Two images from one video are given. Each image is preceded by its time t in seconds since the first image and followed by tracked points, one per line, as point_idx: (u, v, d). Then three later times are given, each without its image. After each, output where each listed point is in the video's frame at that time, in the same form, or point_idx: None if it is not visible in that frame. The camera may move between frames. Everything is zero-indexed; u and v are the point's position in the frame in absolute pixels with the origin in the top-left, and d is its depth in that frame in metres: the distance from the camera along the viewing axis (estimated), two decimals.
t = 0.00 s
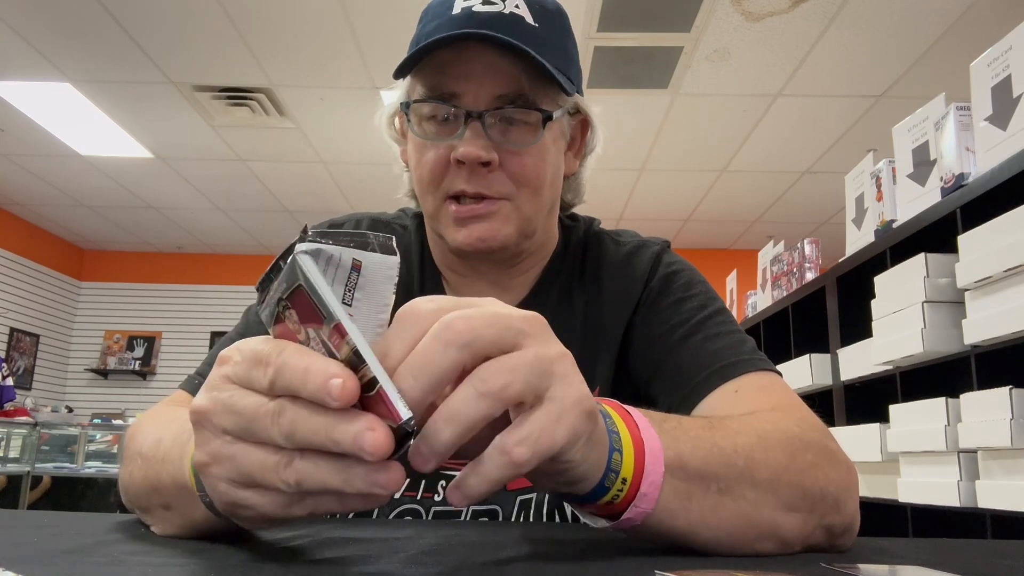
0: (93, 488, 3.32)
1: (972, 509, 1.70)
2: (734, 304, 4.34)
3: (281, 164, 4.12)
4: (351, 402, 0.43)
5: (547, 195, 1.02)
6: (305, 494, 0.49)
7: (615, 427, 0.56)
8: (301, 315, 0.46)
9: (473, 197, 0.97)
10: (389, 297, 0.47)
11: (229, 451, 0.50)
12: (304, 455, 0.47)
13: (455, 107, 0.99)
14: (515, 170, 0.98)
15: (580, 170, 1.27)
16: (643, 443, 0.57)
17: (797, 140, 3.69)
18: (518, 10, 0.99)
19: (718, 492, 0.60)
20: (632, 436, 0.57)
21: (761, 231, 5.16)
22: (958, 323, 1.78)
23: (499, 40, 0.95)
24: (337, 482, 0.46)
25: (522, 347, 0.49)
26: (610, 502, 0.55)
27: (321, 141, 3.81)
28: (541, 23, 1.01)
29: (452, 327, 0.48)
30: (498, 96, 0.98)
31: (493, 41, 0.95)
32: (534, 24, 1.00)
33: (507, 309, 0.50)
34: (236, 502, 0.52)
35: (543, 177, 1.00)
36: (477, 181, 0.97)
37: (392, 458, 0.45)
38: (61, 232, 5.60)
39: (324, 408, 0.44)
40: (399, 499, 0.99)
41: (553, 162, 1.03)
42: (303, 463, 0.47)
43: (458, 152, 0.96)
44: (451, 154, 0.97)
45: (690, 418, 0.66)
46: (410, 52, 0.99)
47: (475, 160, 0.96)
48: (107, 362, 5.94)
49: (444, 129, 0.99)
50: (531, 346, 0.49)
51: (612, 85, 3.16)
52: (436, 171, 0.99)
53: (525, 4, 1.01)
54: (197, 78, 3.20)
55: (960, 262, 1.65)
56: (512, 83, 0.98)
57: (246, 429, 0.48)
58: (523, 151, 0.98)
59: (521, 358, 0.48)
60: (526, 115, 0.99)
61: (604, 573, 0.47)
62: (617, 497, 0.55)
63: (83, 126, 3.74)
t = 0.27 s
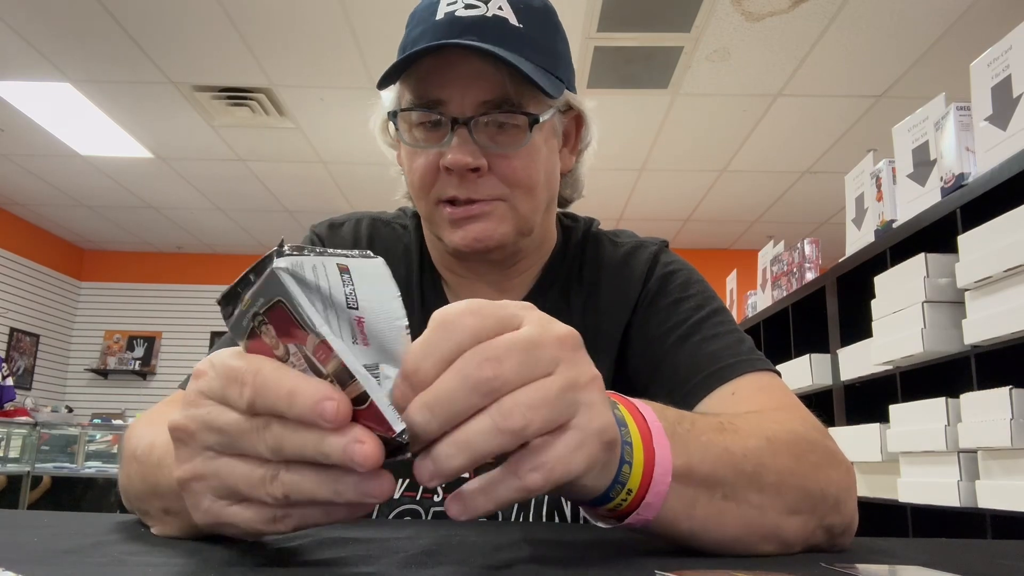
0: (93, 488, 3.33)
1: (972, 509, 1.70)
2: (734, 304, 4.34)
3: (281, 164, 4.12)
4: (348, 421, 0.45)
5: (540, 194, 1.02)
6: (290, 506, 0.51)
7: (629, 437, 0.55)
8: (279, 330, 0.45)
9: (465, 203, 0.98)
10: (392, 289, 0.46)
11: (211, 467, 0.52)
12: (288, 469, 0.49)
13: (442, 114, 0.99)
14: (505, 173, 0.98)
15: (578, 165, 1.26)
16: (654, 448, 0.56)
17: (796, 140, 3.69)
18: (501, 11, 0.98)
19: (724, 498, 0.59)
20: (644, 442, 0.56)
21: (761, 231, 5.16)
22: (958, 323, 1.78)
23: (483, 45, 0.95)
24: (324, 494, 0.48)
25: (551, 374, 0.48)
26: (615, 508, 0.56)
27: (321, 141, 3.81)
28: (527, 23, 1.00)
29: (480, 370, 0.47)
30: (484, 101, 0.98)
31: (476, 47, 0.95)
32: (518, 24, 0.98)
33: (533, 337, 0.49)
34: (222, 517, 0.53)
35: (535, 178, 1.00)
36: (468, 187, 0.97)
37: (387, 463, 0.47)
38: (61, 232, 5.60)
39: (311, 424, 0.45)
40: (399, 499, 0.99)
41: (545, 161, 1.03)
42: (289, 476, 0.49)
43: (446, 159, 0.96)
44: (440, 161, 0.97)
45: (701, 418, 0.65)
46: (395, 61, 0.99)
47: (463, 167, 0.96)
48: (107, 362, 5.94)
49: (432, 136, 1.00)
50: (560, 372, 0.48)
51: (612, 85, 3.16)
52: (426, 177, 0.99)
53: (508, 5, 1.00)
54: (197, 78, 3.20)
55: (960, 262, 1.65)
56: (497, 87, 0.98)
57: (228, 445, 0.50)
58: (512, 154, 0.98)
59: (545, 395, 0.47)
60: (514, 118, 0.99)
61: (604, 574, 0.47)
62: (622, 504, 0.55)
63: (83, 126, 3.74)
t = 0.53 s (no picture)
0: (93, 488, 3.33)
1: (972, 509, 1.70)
2: (734, 304, 4.34)
3: (281, 164, 4.12)
4: (316, 405, 0.45)
5: (538, 190, 1.01)
6: (268, 502, 0.51)
7: (631, 447, 0.55)
8: (252, 331, 0.45)
9: (462, 199, 0.97)
10: (359, 272, 0.46)
11: (186, 464, 0.52)
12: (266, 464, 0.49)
13: (438, 111, 0.99)
14: (502, 168, 0.98)
15: (576, 162, 1.26)
16: (656, 458, 0.57)
17: (796, 140, 3.69)
18: (495, 7, 0.98)
19: (727, 505, 0.60)
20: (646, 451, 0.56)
21: (761, 231, 5.17)
22: (957, 323, 1.78)
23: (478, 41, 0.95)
24: (309, 484, 0.49)
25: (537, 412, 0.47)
26: (619, 518, 0.56)
27: (321, 141, 3.81)
28: (522, 19, 1.00)
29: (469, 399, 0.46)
30: (480, 96, 0.98)
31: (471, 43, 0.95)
32: (513, 21, 0.99)
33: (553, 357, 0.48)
34: (200, 515, 0.54)
35: (532, 173, 1.00)
36: (465, 183, 0.97)
37: (371, 452, 0.47)
38: (61, 232, 5.60)
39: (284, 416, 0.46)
40: (398, 499, 0.99)
41: (542, 157, 1.03)
42: (267, 471, 0.49)
43: (443, 155, 0.96)
44: (437, 157, 0.97)
45: (700, 425, 0.65)
46: (389, 59, 0.99)
47: (460, 163, 0.96)
48: (107, 363, 5.93)
49: (428, 133, 1.00)
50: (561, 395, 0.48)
51: (612, 85, 3.16)
52: (424, 175, 0.99)
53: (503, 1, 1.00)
54: (197, 78, 3.20)
55: (960, 262, 1.65)
56: (493, 82, 0.98)
57: (203, 442, 0.50)
58: (508, 150, 0.98)
59: (537, 434, 0.46)
60: (509, 114, 0.99)
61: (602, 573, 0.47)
62: (625, 515, 0.55)
63: (83, 126, 3.74)
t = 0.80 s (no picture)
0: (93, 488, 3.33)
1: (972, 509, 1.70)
2: (734, 304, 4.34)
3: (281, 164, 4.12)
4: (317, 427, 0.46)
5: (538, 187, 1.01)
6: (275, 516, 0.51)
7: (642, 449, 0.53)
8: (250, 351, 0.44)
9: (461, 196, 0.97)
10: (360, 283, 0.47)
11: (188, 483, 0.51)
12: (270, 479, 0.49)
13: (437, 109, 0.99)
14: (501, 165, 0.98)
15: (575, 162, 1.26)
16: (668, 460, 0.55)
17: (796, 140, 3.69)
18: (495, 6, 0.98)
19: (732, 504, 0.59)
20: (658, 453, 0.55)
21: (761, 231, 5.17)
22: (958, 323, 1.78)
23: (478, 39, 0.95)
24: (315, 497, 0.49)
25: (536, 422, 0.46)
26: (624, 515, 0.54)
27: (321, 141, 3.81)
28: (521, 17, 1.00)
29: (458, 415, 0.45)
30: (480, 93, 0.98)
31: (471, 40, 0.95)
32: (512, 19, 0.99)
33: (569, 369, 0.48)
34: (204, 533, 0.53)
35: (531, 171, 1.00)
36: (464, 180, 0.97)
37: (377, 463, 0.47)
38: (61, 232, 5.60)
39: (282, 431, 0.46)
40: (398, 498, 0.99)
41: (541, 155, 1.02)
42: (272, 484, 0.49)
43: (442, 152, 0.96)
44: (437, 154, 0.97)
45: (713, 421, 0.64)
46: (389, 58, 0.99)
47: (459, 160, 0.96)
48: (107, 363, 5.93)
49: (427, 131, 1.00)
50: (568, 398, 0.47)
51: (612, 85, 3.16)
52: (423, 172, 0.98)
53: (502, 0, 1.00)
54: (197, 78, 3.20)
55: (960, 262, 1.65)
56: (492, 79, 0.98)
57: (203, 460, 0.50)
58: (508, 146, 0.97)
59: (530, 448, 0.45)
60: (508, 111, 0.99)
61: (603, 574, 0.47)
62: (629, 512, 0.54)
63: (83, 126, 3.74)
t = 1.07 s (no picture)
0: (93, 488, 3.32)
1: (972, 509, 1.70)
2: (735, 304, 4.34)
3: (281, 164, 4.12)
4: (276, 423, 0.47)
5: (537, 186, 1.01)
6: (241, 524, 0.50)
7: (682, 444, 0.53)
8: (226, 354, 0.44)
9: (461, 192, 0.97)
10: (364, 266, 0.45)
11: (147, 494, 0.50)
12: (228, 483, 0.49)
13: (439, 104, 0.99)
14: (501, 162, 0.97)
15: (573, 163, 1.26)
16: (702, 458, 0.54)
17: (796, 140, 3.69)
18: (498, 4, 0.99)
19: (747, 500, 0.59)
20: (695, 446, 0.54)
21: (761, 231, 5.16)
22: (958, 323, 1.78)
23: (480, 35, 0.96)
24: (285, 500, 0.49)
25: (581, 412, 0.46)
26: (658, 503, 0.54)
27: (321, 141, 3.80)
28: (523, 16, 1.00)
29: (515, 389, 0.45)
30: (482, 90, 0.99)
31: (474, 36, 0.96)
32: (514, 17, 0.99)
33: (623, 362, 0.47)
34: (163, 547, 0.51)
35: (531, 169, 0.99)
36: (464, 176, 0.96)
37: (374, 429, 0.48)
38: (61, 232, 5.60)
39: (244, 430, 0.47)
40: (399, 497, 0.99)
41: (541, 153, 1.02)
42: (236, 489, 0.49)
43: (443, 147, 0.96)
44: (437, 149, 0.97)
45: (742, 413, 0.63)
46: (391, 52, 0.99)
47: (460, 155, 0.95)
48: (107, 363, 5.93)
49: (428, 126, 1.00)
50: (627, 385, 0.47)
51: (612, 85, 3.16)
52: (423, 167, 0.98)
53: None
54: (197, 78, 3.20)
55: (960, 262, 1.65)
56: (494, 76, 0.99)
57: (166, 467, 0.50)
58: (508, 143, 0.97)
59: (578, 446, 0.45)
60: (509, 109, 0.99)
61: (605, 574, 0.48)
62: (663, 501, 0.54)
63: (83, 126, 3.74)
